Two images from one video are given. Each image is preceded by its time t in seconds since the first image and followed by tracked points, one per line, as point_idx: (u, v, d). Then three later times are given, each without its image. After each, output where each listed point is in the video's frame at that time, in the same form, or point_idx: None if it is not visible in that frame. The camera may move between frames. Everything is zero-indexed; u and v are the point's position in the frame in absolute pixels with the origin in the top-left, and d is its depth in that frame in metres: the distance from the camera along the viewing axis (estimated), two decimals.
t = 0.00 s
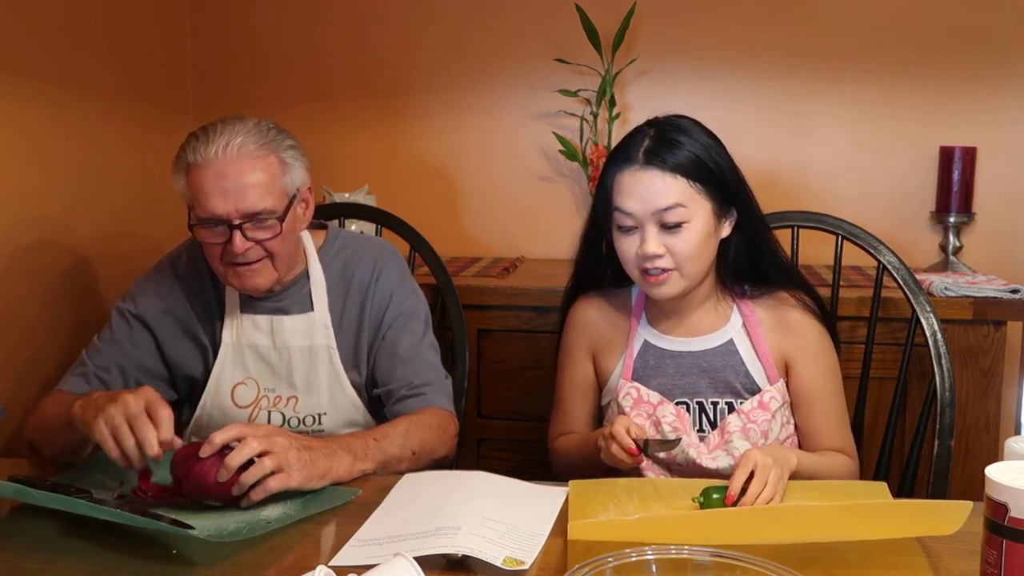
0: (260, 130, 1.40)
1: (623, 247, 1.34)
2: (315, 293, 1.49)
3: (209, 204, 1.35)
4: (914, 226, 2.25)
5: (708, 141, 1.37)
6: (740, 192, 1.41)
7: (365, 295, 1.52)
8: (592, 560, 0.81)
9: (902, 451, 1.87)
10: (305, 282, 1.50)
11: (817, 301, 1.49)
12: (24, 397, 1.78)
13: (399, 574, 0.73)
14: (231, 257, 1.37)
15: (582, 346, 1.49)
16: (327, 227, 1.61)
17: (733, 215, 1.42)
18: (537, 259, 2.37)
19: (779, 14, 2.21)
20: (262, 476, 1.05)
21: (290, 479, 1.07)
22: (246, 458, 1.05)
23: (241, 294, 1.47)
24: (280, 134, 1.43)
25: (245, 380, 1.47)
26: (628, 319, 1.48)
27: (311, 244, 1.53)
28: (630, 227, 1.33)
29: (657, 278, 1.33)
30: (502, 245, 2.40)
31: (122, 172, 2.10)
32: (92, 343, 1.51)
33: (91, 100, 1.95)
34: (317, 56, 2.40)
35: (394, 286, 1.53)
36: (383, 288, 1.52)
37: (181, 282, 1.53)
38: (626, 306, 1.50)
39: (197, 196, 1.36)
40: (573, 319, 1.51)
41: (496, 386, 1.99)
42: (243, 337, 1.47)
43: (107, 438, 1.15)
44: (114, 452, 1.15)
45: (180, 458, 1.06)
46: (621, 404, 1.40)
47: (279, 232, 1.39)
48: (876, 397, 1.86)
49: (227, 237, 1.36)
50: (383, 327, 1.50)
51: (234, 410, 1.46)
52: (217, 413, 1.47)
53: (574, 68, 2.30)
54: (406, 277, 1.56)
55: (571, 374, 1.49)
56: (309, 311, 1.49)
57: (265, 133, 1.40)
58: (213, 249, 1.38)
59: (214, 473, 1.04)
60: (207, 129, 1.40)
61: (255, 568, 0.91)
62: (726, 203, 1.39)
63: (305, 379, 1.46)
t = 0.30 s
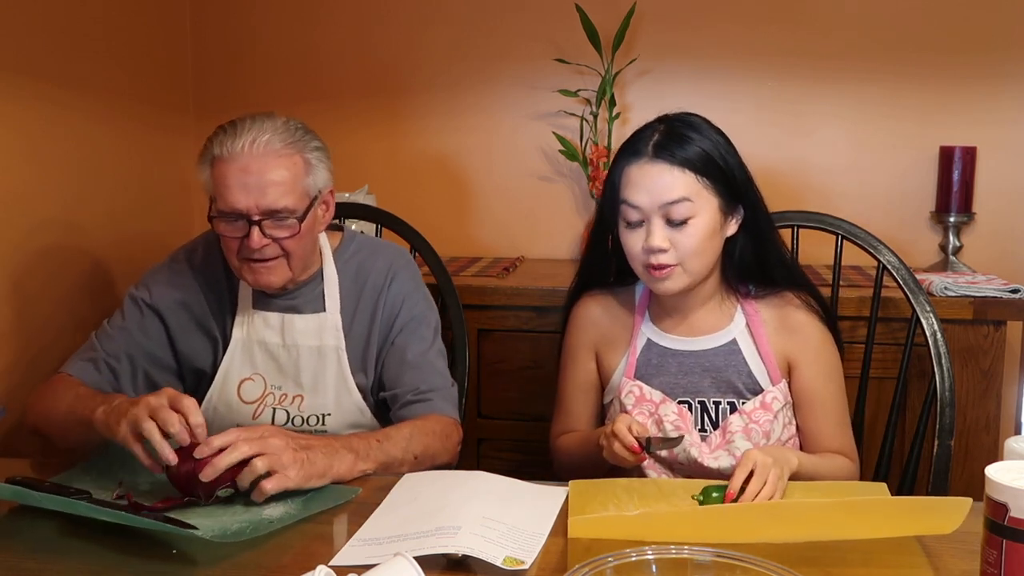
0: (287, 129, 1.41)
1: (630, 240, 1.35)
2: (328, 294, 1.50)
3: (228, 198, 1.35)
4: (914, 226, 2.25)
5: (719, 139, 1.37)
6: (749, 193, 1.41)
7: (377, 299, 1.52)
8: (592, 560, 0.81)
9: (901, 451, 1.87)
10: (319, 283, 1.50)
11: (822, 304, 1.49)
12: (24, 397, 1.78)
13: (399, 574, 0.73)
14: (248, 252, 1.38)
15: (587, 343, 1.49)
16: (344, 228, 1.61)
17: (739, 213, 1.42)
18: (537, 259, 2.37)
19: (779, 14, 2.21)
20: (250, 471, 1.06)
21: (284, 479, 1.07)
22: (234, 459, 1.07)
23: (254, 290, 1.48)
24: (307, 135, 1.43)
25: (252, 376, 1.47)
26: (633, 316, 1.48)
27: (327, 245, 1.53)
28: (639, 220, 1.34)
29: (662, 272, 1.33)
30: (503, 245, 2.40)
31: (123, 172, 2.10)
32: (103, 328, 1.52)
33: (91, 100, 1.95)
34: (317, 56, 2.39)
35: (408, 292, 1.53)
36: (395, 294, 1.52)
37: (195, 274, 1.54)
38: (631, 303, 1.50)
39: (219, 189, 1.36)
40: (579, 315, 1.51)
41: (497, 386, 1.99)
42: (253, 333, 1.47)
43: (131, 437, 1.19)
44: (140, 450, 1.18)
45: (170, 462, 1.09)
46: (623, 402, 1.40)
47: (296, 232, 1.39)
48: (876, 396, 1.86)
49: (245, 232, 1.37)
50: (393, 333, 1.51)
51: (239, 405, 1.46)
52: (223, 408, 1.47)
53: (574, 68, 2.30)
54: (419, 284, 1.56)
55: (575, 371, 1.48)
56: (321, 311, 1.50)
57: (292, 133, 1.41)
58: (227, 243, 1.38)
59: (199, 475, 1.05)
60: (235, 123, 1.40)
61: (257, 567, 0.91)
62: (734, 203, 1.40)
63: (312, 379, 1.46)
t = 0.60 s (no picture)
0: (301, 130, 1.41)
1: (636, 237, 1.34)
2: (334, 294, 1.50)
3: (239, 196, 1.36)
4: (914, 226, 2.25)
5: (727, 138, 1.37)
6: (755, 193, 1.41)
7: (382, 299, 1.52)
8: (592, 560, 0.81)
9: (902, 451, 1.87)
10: (325, 283, 1.50)
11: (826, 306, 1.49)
12: (23, 397, 1.78)
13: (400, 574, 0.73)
14: (256, 251, 1.38)
15: (591, 342, 1.49)
16: (352, 229, 1.61)
17: (745, 212, 1.42)
18: (538, 259, 2.37)
19: (779, 14, 2.21)
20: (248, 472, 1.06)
21: (281, 480, 1.06)
22: (234, 458, 1.06)
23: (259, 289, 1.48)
24: (320, 136, 1.43)
25: (256, 374, 1.47)
26: (636, 313, 1.48)
27: (334, 245, 1.53)
28: (645, 217, 1.34)
29: (667, 269, 1.33)
30: (503, 245, 2.40)
31: (123, 172, 2.10)
32: (109, 325, 1.52)
33: (91, 100, 1.95)
34: (317, 56, 2.39)
35: (413, 293, 1.53)
36: (401, 294, 1.52)
37: (202, 271, 1.54)
38: (635, 302, 1.50)
39: (230, 187, 1.36)
40: (582, 314, 1.51)
41: (497, 386, 1.99)
42: (258, 332, 1.47)
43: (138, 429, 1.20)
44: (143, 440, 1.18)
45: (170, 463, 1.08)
46: (626, 400, 1.40)
47: (305, 233, 1.39)
48: (876, 396, 1.86)
49: (254, 231, 1.37)
50: (399, 333, 1.51)
51: (242, 403, 1.46)
52: (225, 406, 1.47)
53: (574, 68, 2.30)
54: (425, 285, 1.56)
55: (578, 369, 1.48)
56: (327, 311, 1.50)
57: (305, 133, 1.41)
58: (234, 240, 1.38)
59: (199, 476, 1.05)
60: (249, 121, 1.41)
61: (256, 568, 0.91)
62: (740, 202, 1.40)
63: (315, 378, 1.46)
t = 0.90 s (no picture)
0: (302, 131, 1.41)
1: (638, 235, 1.35)
2: (334, 294, 1.50)
3: (240, 197, 1.35)
4: (914, 226, 2.25)
5: (729, 139, 1.37)
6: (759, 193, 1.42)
7: (383, 300, 1.52)
8: (592, 559, 0.81)
9: (902, 451, 1.87)
10: (325, 283, 1.50)
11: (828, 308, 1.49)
12: (23, 397, 1.78)
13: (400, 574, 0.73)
14: (257, 252, 1.38)
15: (592, 343, 1.49)
16: (352, 229, 1.61)
17: (749, 211, 1.43)
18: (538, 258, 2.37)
19: (779, 14, 2.21)
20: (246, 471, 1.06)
21: (279, 479, 1.07)
22: (234, 458, 1.06)
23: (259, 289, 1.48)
24: (321, 137, 1.43)
25: (256, 374, 1.47)
26: (637, 314, 1.48)
27: (335, 246, 1.53)
28: (651, 212, 1.34)
29: (667, 267, 1.33)
30: (503, 245, 2.40)
31: (123, 172, 2.10)
32: (111, 328, 1.52)
33: (91, 100, 1.95)
34: (317, 56, 2.39)
35: (413, 293, 1.53)
36: (401, 295, 1.52)
37: (203, 272, 1.54)
38: (636, 302, 1.50)
39: (231, 188, 1.36)
40: (583, 315, 1.50)
41: (497, 386, 1.99)
42: (258, 332, 1.47)
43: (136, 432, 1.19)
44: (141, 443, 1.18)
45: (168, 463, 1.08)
46: (626, 401, 1.40)
47: (306, 235, 1.39)
48: (876, 396, 1.86)
49: (255, 232, 1.37)
50: (399, 334, 1.51)
51: (242, 403, 1.46)
52: (225, 406, 1.47)
53: (574, 68, 2.30)
54: (426, 285, 1.56)
55: (579, 370, 1.48)
56: (327, 312, 1.50)
57: (306, 134, 1.41)
58: (235, 241, 1.38)
59: (199, 475, 1.04)
60: (251, 122, 1.41)
61: (256, 568, 0.91)
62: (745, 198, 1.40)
63: (315, 379, 1.46)
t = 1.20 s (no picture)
0: (298, 131, 1.41)
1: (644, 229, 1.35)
2: (332, 294, 1.50)
3: (237, 197, 1.36)
4: (914, 226, 2.25)
5: (726, 139, 1.37)
6: (762, 189, 1.42)
7: (381, 299, 1.52)
8: (591, 560, 0.81)
9: (902, 451, 1.87)
10: (323, 283, 1.50)
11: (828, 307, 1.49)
12: (24, 398, 1.78)
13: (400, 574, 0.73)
14: (254, 253, 1.38)
15: (592, 345, 1.48)
16: (350, 229, 1.61)
17: (756, 207, 1.44)
18: (538, 258, 2.37)
19: (779, 14, 2.21)
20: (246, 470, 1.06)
21: (279, 479, 1.07)
22: (234, 457, 1.06)
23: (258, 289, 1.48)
24: (317, 136, 1.43)
25: (255, 375, 1.47)
26: (638, 315, 1.48)
27: (333, 246, 1.53)
28: (665, 196, 1.34)
29: (675, 257, 1.33)
30: (503, 245, 2.40)
31: (123, 172, 2.10)
32: (109, 330, 1.52)
33: (91, 100, 1.95)
34: (317, 56, 2.39)
35: (411, 293, 1.53)
36: (399, 294, 1.52)
37: (202, 273, 1.54)
38: (635, 302, 1.50)
39: (228, 188, 1.36)
40: (582, 317, 1.50)
41: (497, 386, 1.99)
42: (257, 332, 1.47)
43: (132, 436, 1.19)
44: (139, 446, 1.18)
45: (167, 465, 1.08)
46: (626, 402, 1.40)
47: (303, 235, 1.39)
48: (876, 396, 1.86)
49: (252, 232, 1.37)
50: (398, 333, 1.51)
51: (241, 403, 1.46)
52: (225, 406, 1.47)
53: (574, 68, 2.30)
54: (424, 284, 1.56)
55: (579, 371, 1.48)
56: (326, 312, 1.50)
57: (302, 134, 1.41)
58: (232, 241, 1.38)
59: (198, 474, 1.04)
60: (248, 121, 1.41)
61: (256, 568, 0.91)
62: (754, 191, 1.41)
63: (314, 379, 1.46)
